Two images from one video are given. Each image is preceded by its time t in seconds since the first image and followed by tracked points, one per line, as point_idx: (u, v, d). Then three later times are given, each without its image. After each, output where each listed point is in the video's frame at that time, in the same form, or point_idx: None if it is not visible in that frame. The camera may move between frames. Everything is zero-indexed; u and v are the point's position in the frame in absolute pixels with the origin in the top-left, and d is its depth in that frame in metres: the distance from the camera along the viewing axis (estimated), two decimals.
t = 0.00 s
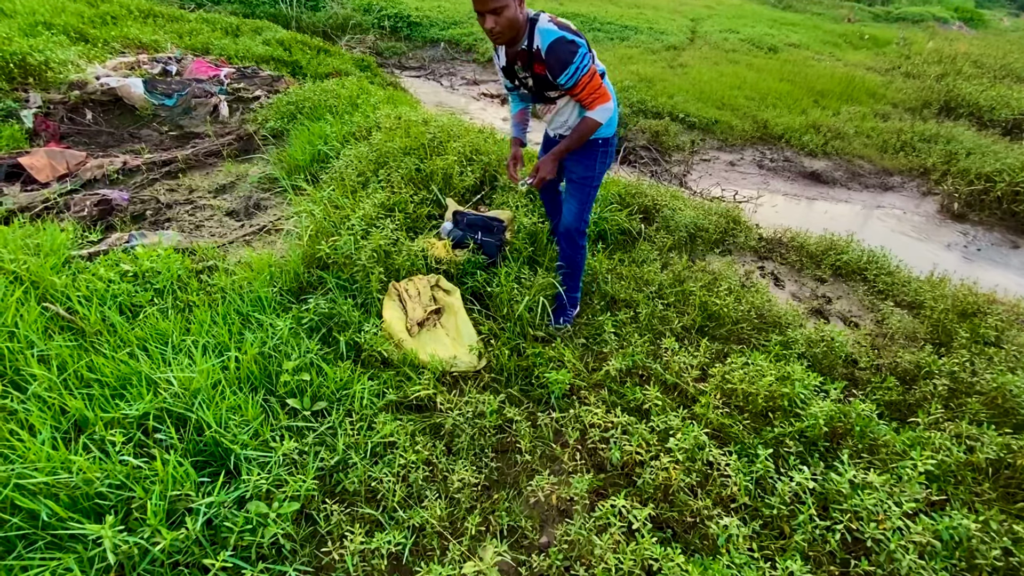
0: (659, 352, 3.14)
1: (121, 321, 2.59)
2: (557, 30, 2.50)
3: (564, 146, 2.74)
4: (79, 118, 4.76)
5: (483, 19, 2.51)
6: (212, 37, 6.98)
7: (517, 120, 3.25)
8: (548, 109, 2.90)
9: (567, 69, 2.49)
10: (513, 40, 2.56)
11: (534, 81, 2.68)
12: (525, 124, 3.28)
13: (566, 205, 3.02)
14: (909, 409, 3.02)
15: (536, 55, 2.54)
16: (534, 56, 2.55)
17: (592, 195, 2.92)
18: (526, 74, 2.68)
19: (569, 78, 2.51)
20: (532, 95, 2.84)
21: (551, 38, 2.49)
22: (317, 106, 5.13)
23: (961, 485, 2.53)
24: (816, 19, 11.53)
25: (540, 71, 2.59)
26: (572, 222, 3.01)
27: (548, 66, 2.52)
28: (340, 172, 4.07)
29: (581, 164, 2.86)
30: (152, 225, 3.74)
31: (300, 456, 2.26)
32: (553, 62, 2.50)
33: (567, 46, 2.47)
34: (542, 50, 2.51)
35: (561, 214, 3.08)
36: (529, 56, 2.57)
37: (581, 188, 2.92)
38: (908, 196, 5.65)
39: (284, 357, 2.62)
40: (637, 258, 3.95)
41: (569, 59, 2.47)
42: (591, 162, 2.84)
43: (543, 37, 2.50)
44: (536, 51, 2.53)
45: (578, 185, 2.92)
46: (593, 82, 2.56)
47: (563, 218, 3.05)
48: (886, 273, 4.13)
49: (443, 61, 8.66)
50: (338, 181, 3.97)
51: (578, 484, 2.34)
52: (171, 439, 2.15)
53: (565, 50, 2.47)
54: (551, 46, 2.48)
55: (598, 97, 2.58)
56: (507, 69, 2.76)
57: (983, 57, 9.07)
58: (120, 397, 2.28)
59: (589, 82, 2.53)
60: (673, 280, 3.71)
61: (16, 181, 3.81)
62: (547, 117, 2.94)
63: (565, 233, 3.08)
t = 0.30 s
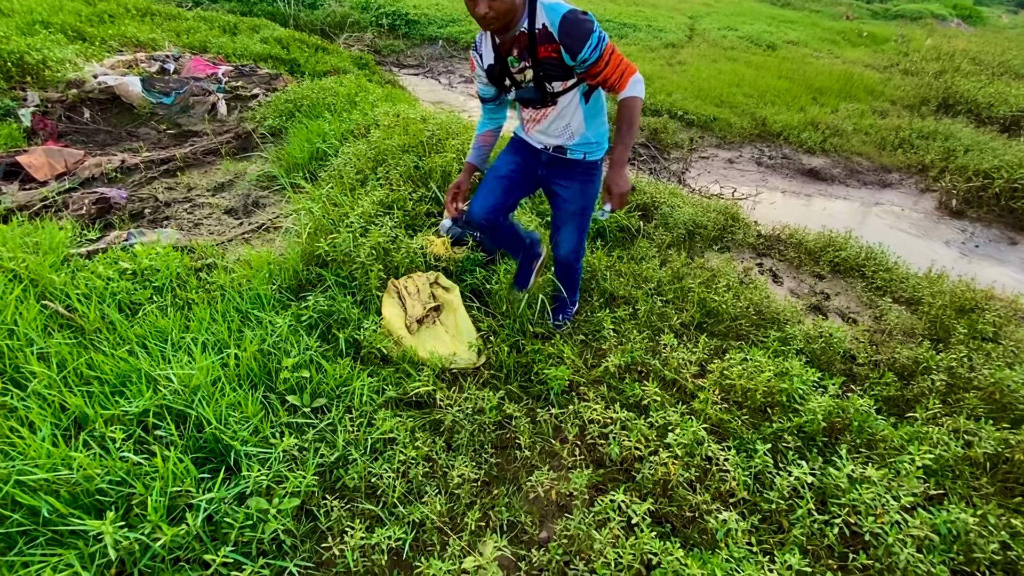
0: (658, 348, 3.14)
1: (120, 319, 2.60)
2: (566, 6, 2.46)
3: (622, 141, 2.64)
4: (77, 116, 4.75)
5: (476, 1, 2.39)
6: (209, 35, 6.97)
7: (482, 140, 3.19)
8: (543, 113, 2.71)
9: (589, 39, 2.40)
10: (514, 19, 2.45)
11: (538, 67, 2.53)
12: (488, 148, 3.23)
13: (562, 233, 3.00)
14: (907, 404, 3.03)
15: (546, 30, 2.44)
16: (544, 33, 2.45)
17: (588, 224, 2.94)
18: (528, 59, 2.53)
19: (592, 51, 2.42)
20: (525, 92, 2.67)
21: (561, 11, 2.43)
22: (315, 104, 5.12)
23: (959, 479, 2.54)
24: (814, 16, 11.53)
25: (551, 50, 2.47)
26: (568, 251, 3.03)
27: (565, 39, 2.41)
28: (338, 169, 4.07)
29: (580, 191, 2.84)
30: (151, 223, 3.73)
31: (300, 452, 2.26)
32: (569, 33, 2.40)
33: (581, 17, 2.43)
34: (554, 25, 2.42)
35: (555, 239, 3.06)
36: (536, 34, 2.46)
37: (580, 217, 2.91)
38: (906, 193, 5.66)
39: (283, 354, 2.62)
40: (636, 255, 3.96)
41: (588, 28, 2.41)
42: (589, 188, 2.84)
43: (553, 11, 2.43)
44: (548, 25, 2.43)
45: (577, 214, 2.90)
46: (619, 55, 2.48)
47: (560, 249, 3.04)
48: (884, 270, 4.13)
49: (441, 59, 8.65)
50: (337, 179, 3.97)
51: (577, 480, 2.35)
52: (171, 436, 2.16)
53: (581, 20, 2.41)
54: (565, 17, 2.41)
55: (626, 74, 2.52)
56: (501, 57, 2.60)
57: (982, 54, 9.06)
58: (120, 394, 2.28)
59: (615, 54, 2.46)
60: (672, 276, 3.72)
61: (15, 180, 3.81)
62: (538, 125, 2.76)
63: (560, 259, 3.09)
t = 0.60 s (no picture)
0: (658, 345, 3.15)
1: (122, 318, 2.61)
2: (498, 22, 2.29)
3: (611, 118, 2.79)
4: (76, 117, 4.76)
5: (403, 53, 2.04)
6: (208, 35, 6.97)
7: (400, 222, 2.42)
8: (498, 152, 2.47)
9: (542, 52, 2.30)
10: (447, 60, 2.17)
11: (489, 102, 2.31)
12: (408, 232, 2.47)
13: (540, 275, 2.98)
14: (905, 400, 3.05)
15: (491, 59, 2.25)
16: (490, 59, 2.25)
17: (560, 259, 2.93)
18: (477, 96, 2.29)
19: (548, 58, 2.32)
20: (475, 134, 2.41)
21: (499, 30, 2.26)
22: (314, 103, 5.12)
23: (957, 474, 2.55)
24: (813, 14, 11.52)
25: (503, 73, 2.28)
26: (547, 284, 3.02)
27: (519, 57, 2.26)
28: (338, 169, 4.08)
29: (550, 232, 2.78)
30: (151, 223, 3.74)
31: (302, 450, 2.28)
32: (520, 51, 2.25)
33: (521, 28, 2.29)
34: (501, 49, 2.24)
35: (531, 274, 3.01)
36: (480, 66, 2.25)
37: (555, 255, 2.88)
38: (905, 190, 5.67)
39: (285, 352, 2.64)
40: (635, 254, 3.97)
41: (536, 37, 2.28)
42: (557, 228, 2.79)
43: (492, 34, 2.24)
44: (495, 50, 2.24)
45: (550, 256, 2.87)
46: (574, 46, 2.44)
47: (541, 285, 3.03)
48: (883, 266, 4.14)
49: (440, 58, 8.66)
50: (336, 178, 3.98)
51: (577, 475, 2.36)
52: (173, 434, 2.17)
53: (524, 34, 2.28)
54: (511, 35, 2.25)
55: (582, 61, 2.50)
56: (441, 104, 2.27)
57: (980, 51, 9.07)
58: (123, 392, 2.30)
59: (569, 50, 2.38)
60: (671, 274, 3.72)
61: (15, 181, 3.82)
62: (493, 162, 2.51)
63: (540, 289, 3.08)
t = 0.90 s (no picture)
0: (660, 342, 3.16)
1: (126, 317, 2.62)
2: (474, 105, 2.10)
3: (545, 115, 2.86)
4: (79, 117, 4.77)
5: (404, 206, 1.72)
6: (210, 36, 6.99)
7: (413, 373, 1.84)
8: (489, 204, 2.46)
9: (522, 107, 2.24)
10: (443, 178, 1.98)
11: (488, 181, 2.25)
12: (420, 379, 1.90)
13: (533, 269, 2.38)
14: (909, 395, 3.05)
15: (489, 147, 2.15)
16: (487, 147, 2.15)
17: (554, 246, 2.49)
18: (479, 182, 2.21)
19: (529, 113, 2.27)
20: (478, 209, 2.35)
21: (487, 117, 2.10)
22: (315, 103, 5.13)
23: (960, 469, 2.55)
24: (815, 10, 11.49)
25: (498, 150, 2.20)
26: (553, 288, 2.36)
27: (517, 131, 2.18)
28: (339, 168, 4.08)
29: (534, 208, 2.45)
30: (154, 223, 3.75)
31: (306, 447, 2.29)
32: (515, 126, 2.17)
33: (498, 100, 2.15)
34: (496, 134, 2.14)
35: (529, 280, 2.36)
36: (476, 159, 2.14)
37: (546, 237, 2.46)
38: (908, 186, 5.66)
39: (289, 350, 2.65)
40: (637, 251, 3.97)
41: (517, 103, 2.19)
42: (539, 203, 2.48)
43: (481, 126, 2.10)
44: (491, 138, 2.14)
45: (541, 235, 2.44)
46: (520, 70, 2.39)
47: (536, 288, 2.35)
48: (886, 262, 4.14)
49: (441, 57, 8.66)
50: (338, 177, 3.98)
51: (580, 471, 2.37)
52: (178, 431, 2.18)
53: (506, 104, 2.16)
54: (501, 117, 2.13)
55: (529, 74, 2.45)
56: (442, 203, 2.20)
57: (983, 46, 9.03)
58: (128, 390, 2.31)
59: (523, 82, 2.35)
60: (673, 271, 3.72)
61: (19, 182, 3.83)
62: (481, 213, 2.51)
63: (544, 300, 2.34)
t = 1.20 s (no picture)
0: (664, 339, 3.16)
1: (133, 316, 2.64)
2: (546, 154, 1.95)
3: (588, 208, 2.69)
4: (84, 119, 4.80)
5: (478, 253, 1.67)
6: (213, 36, 7.01)
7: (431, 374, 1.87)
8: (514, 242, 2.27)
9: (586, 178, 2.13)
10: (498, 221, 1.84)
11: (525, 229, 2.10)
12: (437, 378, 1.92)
13: (540, 306, 2.18)
14: (914, 392, 3.04)
15: (542, 199, 2.01)
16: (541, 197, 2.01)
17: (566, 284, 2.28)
18: (521, 227, 2.04)
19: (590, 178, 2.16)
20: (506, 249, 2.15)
21: (555, 169, 1.96)
22: (318, 102, 5.14)
23: (967, 465, 2.55)
24: (819, 6, 11.44)
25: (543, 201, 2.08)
26: (559, 330, 2.19)
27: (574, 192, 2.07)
28: (343, 167, 4.09)
29: (553, 244, 2.21)
30: (160, 223, 3.77)
31: (312, 444, 2.30)
32: (576, 186, 2.06)
33: (570, 156, 2.01)
34: (555, 190, 2.01)
35: (535, 319, 2.17)
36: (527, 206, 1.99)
37: (560, 275, 2.24)
38: (913, 182, 5.63)
39: (294, 348, 2.66)
40: (641, 249, 3.97)
41: (584, 165, 2.07)
42: (559, 239, 2.23)
43: (546, 176, 1.96)
44: (549, 190, 2.00)
45: (554, 273, 2.21)
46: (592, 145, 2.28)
47: (540, 326, 2.16)
48: (891, 259, 4.12)
49: (443, 55, 8.66)
50: (342, 177, 3.99)
51: (585, 468, 2.38)
52: (186, 429, 2.20)
53: (576, 164, 2.04)
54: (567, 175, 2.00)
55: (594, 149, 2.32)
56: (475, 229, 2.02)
57: (990, 41, 8.98)
58: (136, 389, 2.33)
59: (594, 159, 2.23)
60: (677, 268, 3.72)
61: (26, 183, 3.85)
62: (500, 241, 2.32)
63: (547, 343, 2.17)
